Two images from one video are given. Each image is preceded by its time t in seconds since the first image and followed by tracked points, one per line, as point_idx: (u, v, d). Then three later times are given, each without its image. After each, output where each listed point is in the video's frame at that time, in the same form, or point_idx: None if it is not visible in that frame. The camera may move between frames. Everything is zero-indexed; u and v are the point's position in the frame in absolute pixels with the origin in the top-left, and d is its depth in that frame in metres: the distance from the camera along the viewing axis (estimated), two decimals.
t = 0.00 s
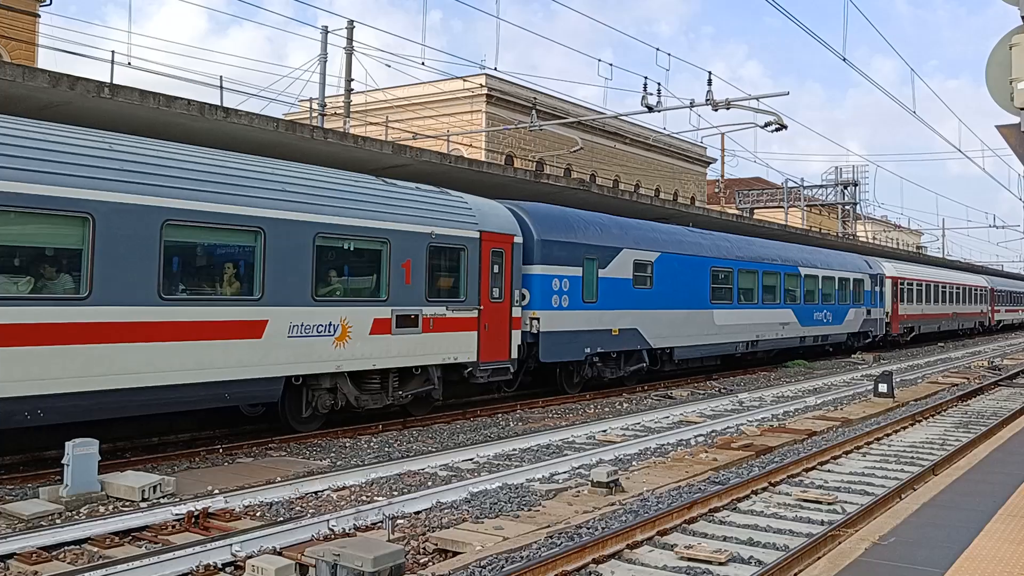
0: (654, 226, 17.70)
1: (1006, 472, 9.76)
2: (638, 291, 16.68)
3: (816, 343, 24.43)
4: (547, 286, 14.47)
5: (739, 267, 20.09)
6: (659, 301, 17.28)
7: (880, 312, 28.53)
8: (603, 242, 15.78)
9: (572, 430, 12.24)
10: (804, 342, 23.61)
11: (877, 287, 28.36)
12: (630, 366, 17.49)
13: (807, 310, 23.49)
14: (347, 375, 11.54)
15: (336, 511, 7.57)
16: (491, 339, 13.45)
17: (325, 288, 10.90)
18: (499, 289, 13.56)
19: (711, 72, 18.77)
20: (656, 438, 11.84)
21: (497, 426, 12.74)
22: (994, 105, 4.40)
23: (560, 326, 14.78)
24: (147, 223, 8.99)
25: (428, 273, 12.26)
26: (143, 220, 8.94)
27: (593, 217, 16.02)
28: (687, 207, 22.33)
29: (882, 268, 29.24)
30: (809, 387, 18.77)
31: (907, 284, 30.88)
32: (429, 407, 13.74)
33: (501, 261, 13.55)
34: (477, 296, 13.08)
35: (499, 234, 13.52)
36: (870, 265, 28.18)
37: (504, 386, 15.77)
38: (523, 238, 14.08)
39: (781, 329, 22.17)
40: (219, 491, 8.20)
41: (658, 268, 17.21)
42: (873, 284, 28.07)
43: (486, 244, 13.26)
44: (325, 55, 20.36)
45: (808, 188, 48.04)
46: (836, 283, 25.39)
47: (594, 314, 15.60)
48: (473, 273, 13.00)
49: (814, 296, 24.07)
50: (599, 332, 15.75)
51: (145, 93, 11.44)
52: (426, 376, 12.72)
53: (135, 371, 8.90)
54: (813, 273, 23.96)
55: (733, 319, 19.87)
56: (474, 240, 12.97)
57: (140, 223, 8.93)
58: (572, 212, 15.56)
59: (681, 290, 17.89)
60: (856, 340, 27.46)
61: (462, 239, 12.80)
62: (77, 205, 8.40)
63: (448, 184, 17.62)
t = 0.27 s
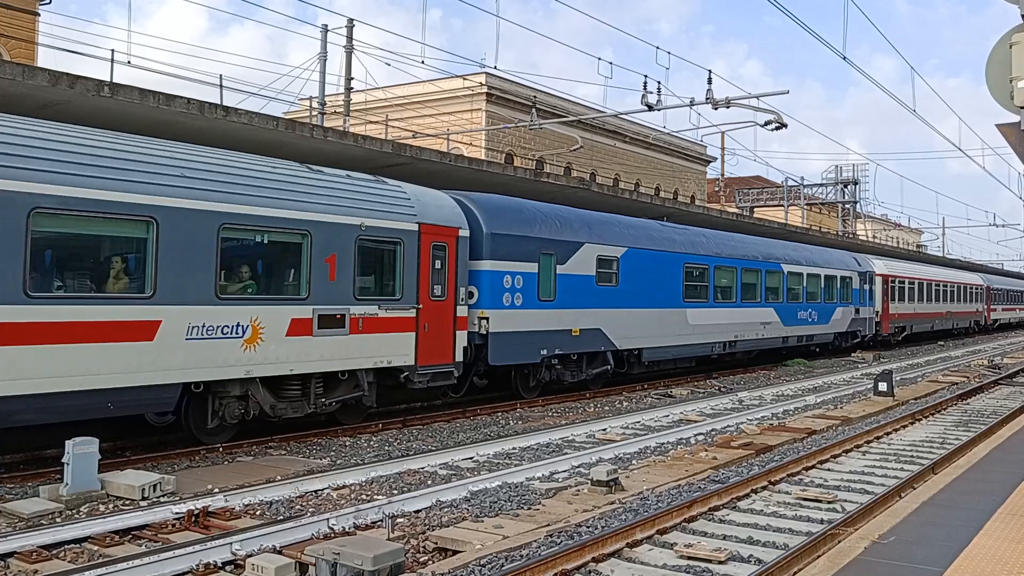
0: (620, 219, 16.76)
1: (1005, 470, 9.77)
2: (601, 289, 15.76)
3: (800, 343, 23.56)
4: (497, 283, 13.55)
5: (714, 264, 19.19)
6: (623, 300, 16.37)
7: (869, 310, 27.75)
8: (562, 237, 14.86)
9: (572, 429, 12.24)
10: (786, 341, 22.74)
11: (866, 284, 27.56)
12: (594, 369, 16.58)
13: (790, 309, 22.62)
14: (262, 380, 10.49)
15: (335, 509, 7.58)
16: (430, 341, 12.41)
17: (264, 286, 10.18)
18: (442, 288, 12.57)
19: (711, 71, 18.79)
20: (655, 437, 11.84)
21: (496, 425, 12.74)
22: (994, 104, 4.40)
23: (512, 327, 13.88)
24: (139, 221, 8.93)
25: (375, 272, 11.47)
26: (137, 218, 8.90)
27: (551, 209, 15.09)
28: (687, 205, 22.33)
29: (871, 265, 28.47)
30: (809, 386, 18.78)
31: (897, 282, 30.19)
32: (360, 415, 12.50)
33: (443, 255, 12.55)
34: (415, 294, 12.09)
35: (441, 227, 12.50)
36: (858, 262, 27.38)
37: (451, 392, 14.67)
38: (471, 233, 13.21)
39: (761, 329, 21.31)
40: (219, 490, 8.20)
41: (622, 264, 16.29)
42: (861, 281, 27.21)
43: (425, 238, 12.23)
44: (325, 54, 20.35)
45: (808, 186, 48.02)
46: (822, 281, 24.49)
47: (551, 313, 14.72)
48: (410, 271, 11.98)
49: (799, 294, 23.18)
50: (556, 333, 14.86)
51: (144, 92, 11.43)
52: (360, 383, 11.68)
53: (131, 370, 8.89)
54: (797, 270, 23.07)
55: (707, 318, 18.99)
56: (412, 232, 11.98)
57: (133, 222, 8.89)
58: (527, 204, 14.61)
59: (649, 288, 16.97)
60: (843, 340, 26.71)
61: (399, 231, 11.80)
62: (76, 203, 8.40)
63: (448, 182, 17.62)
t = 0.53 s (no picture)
0: (581, 212, 15.61)
1: (1005, 469, 9.77)
2: (558, 286, 14.64)
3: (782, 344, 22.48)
4: (438, 280, 12.39)
5: (688, 260, 18.06)
6: (584, 299, 15.21)
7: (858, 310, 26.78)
8: (514, 231, 13.71)
9: (571, 428, 12.24)
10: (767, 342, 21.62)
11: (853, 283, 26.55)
12: (551, 372, 15.40)
13: (772, 308, 21.51)
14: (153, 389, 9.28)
15: (336, 508, 7.58)
16: (361, 347, 11.25)
17: (229, 284, 9.66)
18: (377, 284, 11.44)
19: (711, 70, 18.78)
20: (655, 436, 11.84)
21: (496, 424, 12.73)
22: (994, 102, 4.40)
23: (456, 328, 12.74)
24: (132, 217, 8.74)
25: (312, 266, 10.54)
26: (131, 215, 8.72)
27: (503, 201, 13.92)
28: (687, 204, 22.34)
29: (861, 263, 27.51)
30: (809, 385, 18.80)
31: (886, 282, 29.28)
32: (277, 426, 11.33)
33: (373, 249, 11.35)
34: (340, 293, 10.91)
35: (373, 218, 11.34)
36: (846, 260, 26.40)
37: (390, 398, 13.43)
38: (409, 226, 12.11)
39: (740, 329, 20.19)
40: (219, 489, 8.21)
41: (583, 261, 15.14)
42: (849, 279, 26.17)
43: (352, 231, 11.06)
44: (325, 53, 20.35)
45: (807, 186, 48.03)
46: (807, 279, 23.38)
47: (502, 314, 13.55)
48: (335, 267, 10.82)
49: (782, 293, 22.07)
50: (509, 334, 13.72)
51: (144, 91, 11.43)
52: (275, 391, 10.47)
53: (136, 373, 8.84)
54: (780, 267, 21.93)
55: (680, 318, 17.86)
56: (334, 224, 10.80)
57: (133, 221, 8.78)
58: (474, 195, 13.44)
59: (613, 286, 15.83)
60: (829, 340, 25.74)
61: (323, 223, 10.66)
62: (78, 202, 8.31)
63: (448, 181, 17.62)
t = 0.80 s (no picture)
0: (539, 205, 14.56)
1: (1005, 469, 9.77)
2: (509, 284, 13.56)
3: (764, 346, 21.34)
4: (367, 276, 11.26)
5: (659, 257, 17.01)
6: (539, 297, 14.13)
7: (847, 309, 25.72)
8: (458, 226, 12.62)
9: (571, 428, 12.24)
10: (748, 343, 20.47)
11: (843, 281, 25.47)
12: (503, 378, 14.27)
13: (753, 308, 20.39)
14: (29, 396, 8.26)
15: (335, 508, 7.58)
16: (271, 351, 10.05)
17: (211, 285, 9.50)
18: (295, 282, 10.36)
19: (711, 70, 18.78)
20: (655, 436, 11.84)
21: (496, 423, 12.73)
22: (994, 102, 4.40)
23: (389, 329, 11.62)
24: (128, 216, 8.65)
25: (216, 262, 9.51)
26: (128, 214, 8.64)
27: (446, 192, 12.82)
28: (687, 204, 22.36)
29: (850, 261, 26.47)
30: (808, 384, 18.80)
31: (876, 280, 28.30)
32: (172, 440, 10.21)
33: (287, 243, 10.24)
34: (250, 292, 9.82)
35: (298, 210, 10.35)
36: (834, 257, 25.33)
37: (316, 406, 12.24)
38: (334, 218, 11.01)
39: (717, 330, 19.07)
40: (218, 488, 8.21)
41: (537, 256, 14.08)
42: (837, 277, 25.13)
43: (265, 221, 10.00)
44: (325, 52, 20.35)
45: (808, 185, 48.04)
46: (791, 278, 22.27)
47: (442, 314, 12.44)
48: (241, 259, 9.74)
49: (763, 292, 20.96)
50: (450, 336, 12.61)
51: (144, 91, 11.43)
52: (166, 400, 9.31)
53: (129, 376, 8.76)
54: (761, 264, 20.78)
55: (650, 319, 16.78)
56: (240, 215, 9.72)
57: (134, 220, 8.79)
58: (412, 185, 12.34)
59: (574, 284, 14.81)
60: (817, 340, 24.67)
61: (226, 213, 9.60)
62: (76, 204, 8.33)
63: (448, 181, 17.62)
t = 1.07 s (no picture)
0: (490, 197, 13.59)
1: (1005, 469, 9.78)
2: (450, 282, 12.55)
3: (739, 348, 20.32)
4: (283, 273, 10.25)
5: (623, 254, 16.07)
6: (486, 296, 13.15)
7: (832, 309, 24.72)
8: (408, 222, 11.82)
9: (570, 428, 12.24)
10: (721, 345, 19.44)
11: (829, 281, 24.44)
12: (444, 382, 13.15)
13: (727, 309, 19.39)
14: None
15: (334, 508, 7.59)
16: (161, 358, 9.08)
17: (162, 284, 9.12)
18: (196, 280, 9.41)
19: (711, 70, 18.76)
20: (654, 436, 11.84)
21: (495, 423, 12.74)
22: (994, 102, 4.40)
23: (314, 331, 10.68)
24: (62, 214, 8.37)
25: (95, 258, 8.62)
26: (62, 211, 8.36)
27: (387, 182, 11.90)
28: (687, 204, 22.36)
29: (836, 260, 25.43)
30: (808, 384, 18.81)
31: (864, 281, 27.31)
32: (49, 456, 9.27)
33: (182, 236, 9.30)
34: (138, 289, 8.90)
35: (194, 200, 9.41)
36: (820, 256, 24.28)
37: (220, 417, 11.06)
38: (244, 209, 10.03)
39: (687, 332, 18.09)
40: (218, 488, 8.22)
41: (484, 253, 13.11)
42: (822, 277, 24.10)
43: (154, 212, 9.08)
44: (325, 53, 20.34)
45: (808, 185, 48.06)
46: (771, 277, 21.21)
47: (383, 314, 11.58)
48: (126, 256, 8.81)
49: (739, 292, 19.95)
50: (389, 338, 11.70)
51: (144, 91, 11.43)
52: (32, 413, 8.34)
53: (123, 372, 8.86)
54: (737, 262, 19.75)
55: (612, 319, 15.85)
56: (125, 205, 8.82)
57: (82, 215, 8.53)
58: (355, 176, 11.49)
59: (526, 283, 13.87)
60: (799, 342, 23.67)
61: (107, 202, 8.69)
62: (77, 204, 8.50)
63: (447, 181, 17.62)
